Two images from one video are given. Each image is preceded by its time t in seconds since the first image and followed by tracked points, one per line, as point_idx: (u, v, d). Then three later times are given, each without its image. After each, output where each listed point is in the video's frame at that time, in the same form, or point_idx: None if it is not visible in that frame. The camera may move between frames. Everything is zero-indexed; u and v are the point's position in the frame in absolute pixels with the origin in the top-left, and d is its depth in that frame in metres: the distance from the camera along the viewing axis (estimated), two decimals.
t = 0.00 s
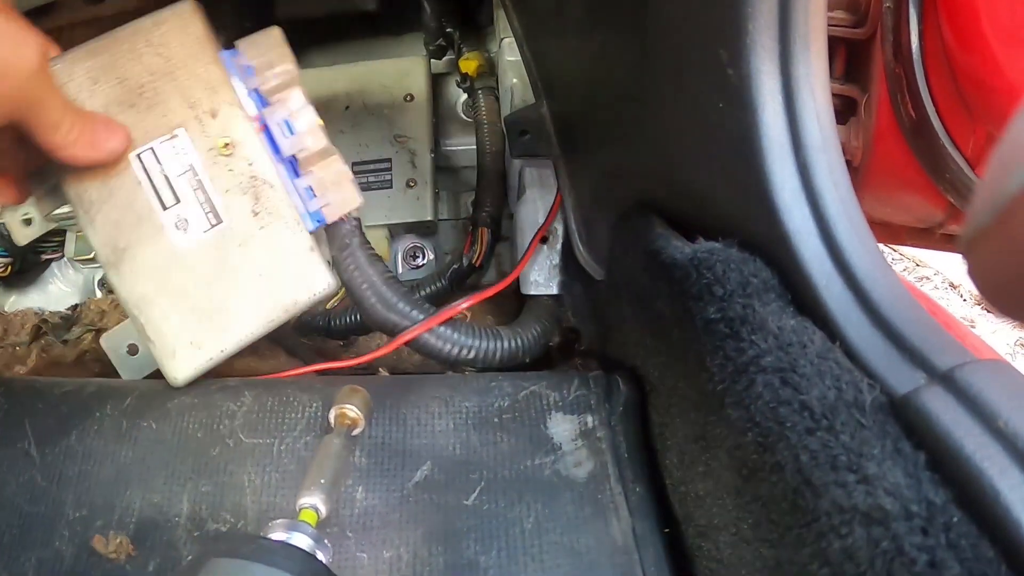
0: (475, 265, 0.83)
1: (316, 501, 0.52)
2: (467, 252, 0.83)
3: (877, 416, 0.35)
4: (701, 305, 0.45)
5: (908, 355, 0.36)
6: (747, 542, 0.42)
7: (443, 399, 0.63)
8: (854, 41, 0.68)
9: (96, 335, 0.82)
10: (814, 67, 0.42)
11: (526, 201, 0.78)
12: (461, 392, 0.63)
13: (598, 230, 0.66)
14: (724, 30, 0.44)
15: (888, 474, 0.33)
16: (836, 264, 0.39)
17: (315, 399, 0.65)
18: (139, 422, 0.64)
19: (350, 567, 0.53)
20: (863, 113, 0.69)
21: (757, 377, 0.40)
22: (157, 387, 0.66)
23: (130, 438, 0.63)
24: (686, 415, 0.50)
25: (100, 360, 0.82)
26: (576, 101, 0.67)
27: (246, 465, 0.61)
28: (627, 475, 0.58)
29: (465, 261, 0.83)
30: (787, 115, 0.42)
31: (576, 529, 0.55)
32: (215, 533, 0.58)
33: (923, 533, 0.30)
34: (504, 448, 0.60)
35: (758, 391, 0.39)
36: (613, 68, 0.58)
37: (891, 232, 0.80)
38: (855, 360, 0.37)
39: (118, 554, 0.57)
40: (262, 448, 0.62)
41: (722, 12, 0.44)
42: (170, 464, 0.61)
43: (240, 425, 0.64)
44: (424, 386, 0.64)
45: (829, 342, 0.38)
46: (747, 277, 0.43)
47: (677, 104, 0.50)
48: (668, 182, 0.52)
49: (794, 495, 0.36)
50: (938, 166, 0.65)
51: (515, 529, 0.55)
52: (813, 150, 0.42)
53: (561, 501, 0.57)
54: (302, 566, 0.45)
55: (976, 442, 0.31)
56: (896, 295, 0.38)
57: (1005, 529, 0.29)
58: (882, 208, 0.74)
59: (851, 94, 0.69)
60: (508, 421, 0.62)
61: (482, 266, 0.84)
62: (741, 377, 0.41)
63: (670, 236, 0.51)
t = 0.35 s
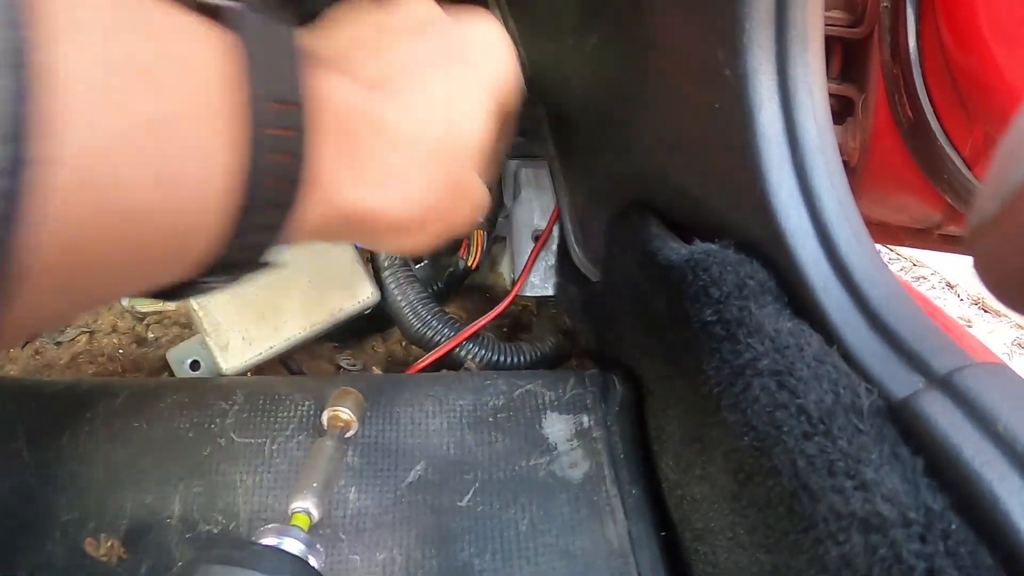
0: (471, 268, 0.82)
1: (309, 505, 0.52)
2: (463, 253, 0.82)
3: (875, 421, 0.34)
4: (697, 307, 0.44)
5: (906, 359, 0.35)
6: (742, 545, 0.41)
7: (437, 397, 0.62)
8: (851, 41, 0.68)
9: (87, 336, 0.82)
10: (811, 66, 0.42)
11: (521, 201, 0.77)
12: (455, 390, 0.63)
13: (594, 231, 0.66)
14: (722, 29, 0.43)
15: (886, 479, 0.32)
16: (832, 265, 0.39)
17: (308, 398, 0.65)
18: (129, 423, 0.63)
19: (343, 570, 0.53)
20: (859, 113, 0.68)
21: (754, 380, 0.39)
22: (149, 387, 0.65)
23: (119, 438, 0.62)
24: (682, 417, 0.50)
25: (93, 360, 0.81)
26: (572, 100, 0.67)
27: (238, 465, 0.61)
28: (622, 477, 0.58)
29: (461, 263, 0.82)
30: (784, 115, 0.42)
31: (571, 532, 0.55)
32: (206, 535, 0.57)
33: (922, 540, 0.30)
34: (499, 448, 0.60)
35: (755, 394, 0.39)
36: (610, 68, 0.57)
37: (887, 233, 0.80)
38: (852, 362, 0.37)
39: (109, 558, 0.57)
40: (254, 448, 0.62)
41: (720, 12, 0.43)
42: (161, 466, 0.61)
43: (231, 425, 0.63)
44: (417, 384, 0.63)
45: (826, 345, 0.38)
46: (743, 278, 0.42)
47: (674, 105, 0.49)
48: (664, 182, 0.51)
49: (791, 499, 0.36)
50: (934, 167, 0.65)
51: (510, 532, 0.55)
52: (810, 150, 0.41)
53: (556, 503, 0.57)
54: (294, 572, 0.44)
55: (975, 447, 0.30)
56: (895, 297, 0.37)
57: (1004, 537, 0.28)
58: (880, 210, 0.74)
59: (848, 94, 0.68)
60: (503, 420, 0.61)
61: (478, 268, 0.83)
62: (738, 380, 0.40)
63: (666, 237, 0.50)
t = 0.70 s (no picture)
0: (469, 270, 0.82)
1: (305, 508, 0.51)
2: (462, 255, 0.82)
3: (879, 424, 0.34)
4: (699, 310, 0.44)
5: (910, 362, 0.35)
6: (744, 550, 0.41)
7: (436, 399, 0.62)
8: (853, 41, 0.67)
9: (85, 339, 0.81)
10: (813, 66, 0.42)
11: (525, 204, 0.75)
12: (454, 393, 0.63)
13: (594, 233, 0.65)
14: (723, 29, 0.43)
15: (892, 484, 0.31)
16: (835, 266, 0.39)
17: (306, 399, 0.64)
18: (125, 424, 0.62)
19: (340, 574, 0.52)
20: (862, 113, 0.69)
21: (756, 383, 0.39)
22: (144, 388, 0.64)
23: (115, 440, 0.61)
24: (683, 421, 0.49)
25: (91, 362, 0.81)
26: (572, 102, 0.66)
27: (235, 467, 0.60)
28: (622, 481, 0.57)
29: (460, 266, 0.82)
30: (785, 114, 0.42)
31: (571, 535, 0.54)
32: (202, 538, 0.57)
33: (928, 545, 0.29)
34: (498, 450, 0.59)
35: (757, 397, 0.38)
36: (610, 70, 0.57)
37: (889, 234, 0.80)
38: (856, 365, 0.36)
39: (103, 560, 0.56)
40: (251, 450, 0.61)
41: (722, 11, 0.43)
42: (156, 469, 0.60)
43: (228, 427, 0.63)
44: (417, 387, 0.63)
45: (829, 347, 0.37)
46: (745, 280, 0.42)
47: (675, 105, 0.49)
48: (666, 184, 0.51)
49: (794, 504, 0.35)
50: (937, 169, 0.64)
51: (508, 536, 0.54)
52: (812, 150, 0.41)
53: (556, 507, 0.56)
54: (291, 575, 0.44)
55: (982, 451, 0.30)
56: (898, 299, 0.37)
57: (1013, 543, 0.28)
58: (884, 211, 0.74)
59: (849, 95, 0.68)
60: (502, 423, 0.61)
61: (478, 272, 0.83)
62: (741, 383, 0.40)
63: (666, 239, 0.50)
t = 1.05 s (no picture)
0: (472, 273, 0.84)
1: (311, 508, 0.53)
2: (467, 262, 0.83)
3: (874, 426, 0.34)
4: (699, 313, 0.45)
5: (905, 365, 0.35)
6: (740, 549, 0.42)
7: (439, 401, 0.63)
8: (852, 48, 0.68)
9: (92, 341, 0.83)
10: (811, 74, 0.43)
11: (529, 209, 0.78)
12: (458, 395, 0.63)
13: (597, 237, 0.66)
14: (724, 37, 0.44)
15: (884, 485, 0.32)
16: (833, 271, 0.39)
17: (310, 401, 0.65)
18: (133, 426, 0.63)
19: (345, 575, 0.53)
20: (862, 120, 0.68)
21: (754, 386, 0.39)
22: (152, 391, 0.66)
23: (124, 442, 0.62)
24: (682, 424, 0.50)
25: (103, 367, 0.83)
26: (575, 108, 0.67)
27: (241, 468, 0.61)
28: (623, 482, 0.58)
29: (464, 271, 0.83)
30: (784, 121, 0.42)
31: (572, 536, 0.55)
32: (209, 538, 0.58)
33: (919, 545, 0.30)
34: (501, 452, 0.60)
35: (755, 400, 0.39)
36: (612, 76, 0.58)
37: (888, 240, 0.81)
38: (852, 368, 0.37)
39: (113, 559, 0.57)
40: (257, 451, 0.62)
41: (723, 20, 0.44)
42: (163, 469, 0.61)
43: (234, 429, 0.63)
44: (420, 389, 0.64)
45: (825, 350, 0.38)
46: (744, 284, 0.42)
47: (676, 111, 0.49)
48: (666, 190, 0.52)
49: (790, 504, 0.36)
50: (936, 174, 0.65)
51: (511, 537, 0.55)
52: (810, 157, 0.42)
53: (557, 508, 0.57)
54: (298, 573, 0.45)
55: (975, 454, 0.30)
56: (894, 302, 0.37)
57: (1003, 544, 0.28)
58: (884, 215, 0.74)
59: (850, 101, 0.68)
60: (504, 425, 0.62)
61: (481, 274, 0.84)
62: (738, 386, 0.41)
63: (667, 244, 0.50)
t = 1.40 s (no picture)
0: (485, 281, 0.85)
1: (335, 500, 0.57)
2: (477, 268, 0.86)
3: (857, 420, 0.38)
4: (698, 318, 0.48)
5: (887, 365, 0.38)
6: (738, 536, 0.45)
7: (453, 402, 0.66)
8: (851, 62, 0.72)
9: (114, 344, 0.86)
10: (805, 93, 0.46)
11: (533, 219, 0.81)
12: (471, 395, 0.66)
13: (603, 245, 0.69)
14: (721, 62, 0.47)
15: (866, 472, 0.36)
16: (823, 278, 0.42)
17: (331, 401, 0.68)
18: (161, 425, 0.67)
19: (366, 564, 0.57)
20: (859, 132, 0.72)
21: (749, 385, 0.43)
22: (178, 391, 0.69)
23: (153, 440, 0.66)
24: (684, 422, 0.53)
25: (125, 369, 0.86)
26: (581, 124, 0.70)
27: (265, 465, 0.64)
28: (629, 477, 0.61)
29: (475, 278, 0.86)
30: (779, 138, 0.45)
31: (580, 527, 0.59)
32: (235, 531, 0.61)
33: (896, 525, 0.34)
34: (512, 450, 0.63)
35: (750, 398, 0.42)
36: (616, 92, 0.61)
37: (887, 247, 0.84)
38: (839, 368, 0.40)
39: (143, 551, 0.61)
40: (280, 449, 0.65)
41: (720, 45, 0.47)
42: (191, 466, 0.64)
43: (258, 427, 0.67)
44: (435, 390, 0.67)
45: (815, 352, 0.41)
46: (740, 291, 0.45)
47: (677, 128, 0.53)
48: (668, 201, 0.55)
49: (781, 492, 0.39)
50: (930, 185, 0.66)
51: (522, 528, 0.58)
52: (803, 172, 0.45)
53: (566, 502, 0.60)
54: (325, 558, 0.48)
55: (946, 444, 0.34)
56: (879, 308, 0.40)
57: (969, 523, 0.32)
58: (878, 224, 0.76)
59: (849, 114, 0.72)
60: (515, 424, 0.65)
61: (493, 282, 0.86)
62: (735, 385, 0.44)
63: (670, 253, 0.54)
